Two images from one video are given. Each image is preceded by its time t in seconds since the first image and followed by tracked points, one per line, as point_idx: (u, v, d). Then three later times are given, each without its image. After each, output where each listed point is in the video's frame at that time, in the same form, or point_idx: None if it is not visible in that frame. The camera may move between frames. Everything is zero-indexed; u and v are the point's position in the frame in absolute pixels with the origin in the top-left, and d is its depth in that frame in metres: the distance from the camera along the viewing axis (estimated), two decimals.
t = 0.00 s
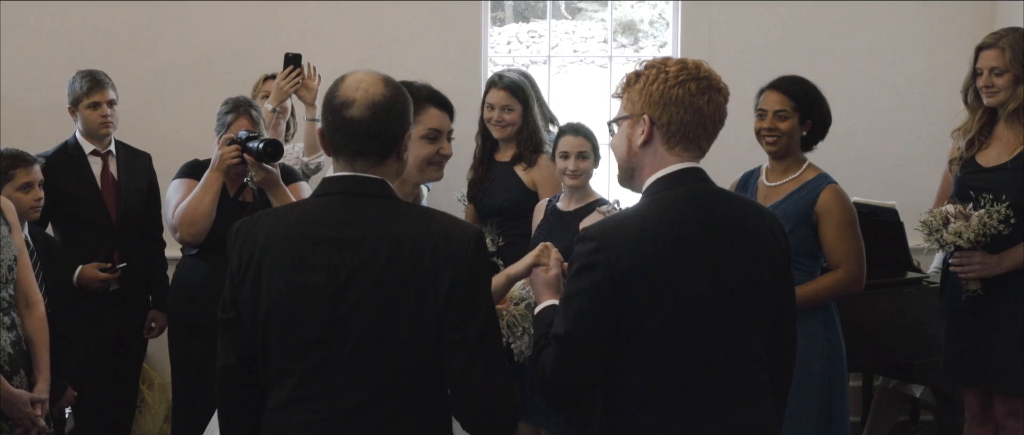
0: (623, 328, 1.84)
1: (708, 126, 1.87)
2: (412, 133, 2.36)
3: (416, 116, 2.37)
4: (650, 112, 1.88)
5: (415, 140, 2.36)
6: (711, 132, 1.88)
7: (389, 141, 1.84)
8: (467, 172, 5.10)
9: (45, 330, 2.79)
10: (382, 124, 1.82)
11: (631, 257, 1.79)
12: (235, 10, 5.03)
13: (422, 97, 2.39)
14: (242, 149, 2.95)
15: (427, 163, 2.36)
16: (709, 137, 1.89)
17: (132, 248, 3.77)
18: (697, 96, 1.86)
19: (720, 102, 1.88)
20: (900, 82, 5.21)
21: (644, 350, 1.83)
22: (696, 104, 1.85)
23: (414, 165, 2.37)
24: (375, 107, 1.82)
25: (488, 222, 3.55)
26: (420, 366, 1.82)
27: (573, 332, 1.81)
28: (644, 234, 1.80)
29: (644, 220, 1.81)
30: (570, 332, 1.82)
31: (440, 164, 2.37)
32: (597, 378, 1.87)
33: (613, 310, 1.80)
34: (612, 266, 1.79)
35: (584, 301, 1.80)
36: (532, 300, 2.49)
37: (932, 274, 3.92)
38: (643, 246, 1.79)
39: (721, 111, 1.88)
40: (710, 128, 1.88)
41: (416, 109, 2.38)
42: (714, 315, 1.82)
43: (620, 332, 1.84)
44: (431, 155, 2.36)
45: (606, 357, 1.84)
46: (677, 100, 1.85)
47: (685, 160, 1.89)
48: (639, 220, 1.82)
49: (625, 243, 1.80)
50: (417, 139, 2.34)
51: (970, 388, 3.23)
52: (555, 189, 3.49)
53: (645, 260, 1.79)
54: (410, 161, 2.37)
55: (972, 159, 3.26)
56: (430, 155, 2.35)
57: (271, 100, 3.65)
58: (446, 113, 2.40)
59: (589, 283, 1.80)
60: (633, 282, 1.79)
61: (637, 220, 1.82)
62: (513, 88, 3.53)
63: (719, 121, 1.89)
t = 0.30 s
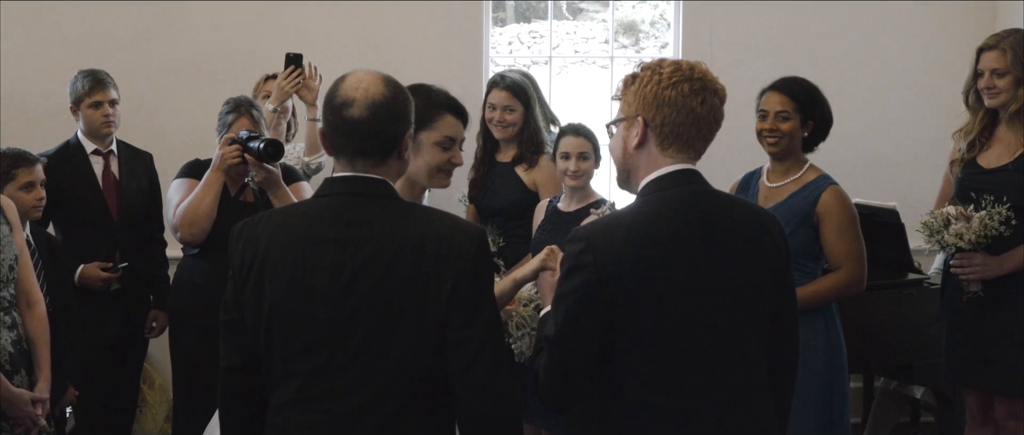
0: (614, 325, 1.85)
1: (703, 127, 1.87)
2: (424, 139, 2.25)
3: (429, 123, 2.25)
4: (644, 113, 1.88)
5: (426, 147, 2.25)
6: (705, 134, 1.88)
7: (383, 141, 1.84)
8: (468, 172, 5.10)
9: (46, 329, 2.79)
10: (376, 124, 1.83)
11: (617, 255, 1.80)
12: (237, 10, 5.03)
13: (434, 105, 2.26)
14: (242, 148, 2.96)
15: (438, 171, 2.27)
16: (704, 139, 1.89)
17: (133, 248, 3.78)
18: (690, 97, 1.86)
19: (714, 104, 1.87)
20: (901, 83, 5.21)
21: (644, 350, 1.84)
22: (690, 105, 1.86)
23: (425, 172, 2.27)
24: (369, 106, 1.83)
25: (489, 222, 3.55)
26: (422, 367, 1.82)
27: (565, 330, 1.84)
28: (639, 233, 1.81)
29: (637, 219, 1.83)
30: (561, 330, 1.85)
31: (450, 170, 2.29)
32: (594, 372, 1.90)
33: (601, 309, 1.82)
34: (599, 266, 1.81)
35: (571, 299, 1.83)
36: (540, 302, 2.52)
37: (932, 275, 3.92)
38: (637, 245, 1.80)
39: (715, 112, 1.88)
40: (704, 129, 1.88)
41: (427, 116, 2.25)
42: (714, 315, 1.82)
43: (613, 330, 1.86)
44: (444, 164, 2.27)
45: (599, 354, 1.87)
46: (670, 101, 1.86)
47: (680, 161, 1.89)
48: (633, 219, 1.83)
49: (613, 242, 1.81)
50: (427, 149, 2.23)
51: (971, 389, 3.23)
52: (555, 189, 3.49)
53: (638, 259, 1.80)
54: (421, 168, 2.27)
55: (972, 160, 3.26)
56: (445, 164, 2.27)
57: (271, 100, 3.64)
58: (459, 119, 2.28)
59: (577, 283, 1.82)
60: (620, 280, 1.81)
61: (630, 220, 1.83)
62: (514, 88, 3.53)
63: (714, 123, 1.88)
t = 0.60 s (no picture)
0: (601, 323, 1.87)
1: (696, 128, 1.87)
2: (440, 147, 2.18)
3: (448, 132, 2.17)
4: (638, 113, 1.89)
5: (441, 154, 2.19)
6: (699, 135, 1.88)
7: (378, 141, 1.84)
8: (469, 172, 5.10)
9: (46, 329, 2.79)
10: (370, 124, 1.82)
11: (608, 253, 1.82)
12: (238, 10, 5.03)
13: (455, 115, 2.17)
14: (243, 148, 2.96)
15: (450, 178, 2.22)
16: (699, 140, 1.89)
17: (134, 248, 3.78)
18: (683, 98, 1.86)
19: (708, 104, 1.87)
20: (902, 82, 5.21)
21: (643, 350, 1.84)
22: (683, 106, 1.85)
23: (438, 179, 2.22)
24: (363, 106, 1.83)
25: (489, 222, 3.56)
26: (424, 367, 1.82)
27: (558, 329, 1.86)
28: (636, 232, 1.82)
29: (633, 217, 1.84)
30: (552, 327, 1.87)
31: (459, 176, 2.24)
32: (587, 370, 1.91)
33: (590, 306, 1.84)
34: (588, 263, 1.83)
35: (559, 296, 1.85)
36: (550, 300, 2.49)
37: (933, 275, 3.91)
38: (635, 243, 1.81)
39: (709, 113, 1.88)
40: (698, 130, 1.87)
41: (445, 123, 2.17)
42: (715, 314, 1.83)
43: (602, 327, 1.87)
44: (458, 172, 2.21)
45: (591, 351, 1.88)
46: (664, 102, 1.86)
47: (674, 162, 1.89)
48: (630, 218, 1.84)
49: (605, 240, 1.83)
50: (442, 159, 2.18)
51: (972, 389, 3.23)
52: (556, 189, 3.49)
53: (635, 257, 1.81)
54: (435, 176, 2.21)
55: (973, 160, 3.26)
56: (458, 173, 2.21)
57: (272, 100, 3.64)
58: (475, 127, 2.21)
59: (567, 281, 1.84)
60: (607, 277, 1.82)
61: (626, 219, 1.84)
62: (515, 88, 3.54)
63: (708, 123, 1.88)
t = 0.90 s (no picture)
0: (590, 319, 1.87)
1: (691, 127, 1.87)
2: (458, 153, 2.08)
3: (468, 137, 2.07)
4: (632, 114, 1.89)
5: (456, 161, 2.08)
6: (694, 134, 1.88)
7: (374, 141, 1.84)
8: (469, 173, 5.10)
9: (46, 328, 2.80)
10: (365, 124, 1.83)
11: (606, 251, 1.83)
12: (238, 10, 5.03)
13: (474, 121, 2.07)
14: (243, 147, 2.96)
15: (462, 185, 2.12)
16: (695, 139, 1.89)
17: (133, 248, 3.78)
18: (676, 97, 1.86)
19: (702, 104, 1.86)
20: (902, 83, 5.21)
21: (642, 348, 1.85)
22: (675, 106, 1.85)
23: (451, 186, 2.11)
24: (357, 107, 1.83)
25: (489, 222, 3.55)
26: (425, 367, 1.82)
27: (550, 327, 1.86)
28: (637, 229, 1.83)
29: (632, 215, 1.85)
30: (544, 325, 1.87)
31: (470, 183, 2.13)
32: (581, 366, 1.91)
33: (580, 304, 1.86)
34: (575, 259, 1.85)
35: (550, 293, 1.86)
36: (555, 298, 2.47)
37: (934, 276, 3.91)
38: (635, 242, 1.82)
39: (705, 112, 1.87)
40: (692, 130, 1.87)
41: (465, 128, 2.07)
42: (716, 313, 1.83)
43: (594, 325, 1.88)
44: (471, 179, 2.11)
45: (584, 348, 1.89)
46: (657, 102, 1.86)
47: (669, 163, 1.89)
48: (630, 215, 1.85)
49: (603, 238, 1.84)
50: (455, 166, 2.08)
51: (971, 390, 3.23)
52: (556, 189, 3.49)
53: (637, 253, 1.82)
54: (449, 182, 2.10)
55: (973, 161, 3.26)
56: (472, 180, 2.11)
57: (272, 100, 3.64)
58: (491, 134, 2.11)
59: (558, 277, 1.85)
60: (599, 275, 1.84)
61: (627, 217, 1.85)
62: (514, 88, 3.56)
63: (703, 122, 1.88)
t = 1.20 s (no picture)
0: (587, 318, 1.88)
1: (685, 124, 1.86)
2: (475, 156, 2.06)
3: (485, 141, 2.05)
4: (628, 113, 1.90)
5: (473, 163, 2.07)
6: (690, 132, 1.87)
7: (369, 139, 1.84)
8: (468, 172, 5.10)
9: (46, 327, 2.80)
10: (358, 124, 1.83)
11: (606, 250, 1.83)
12: (237, 9, 5.03)
13: (490, 125, 2.06)
14: (243, 146, 2.96)
15: (477, 188, 2.11)
16: (693, 136, 1.87)
17: (134, 247, 3.78)
18: (668, 95, 1.85)
19: (696, 100, 1.85)
20: (902, 82, 5.21)
21: (642, 347, 1.85)
22: (668, 103, 1.85)
23: (467, 188, 2.10)
24: (349, 106, 1.84)
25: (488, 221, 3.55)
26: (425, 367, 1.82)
27: (545, 326, 1.86)
28: (638, 228, 1.83)
29: (633, 214, 1.85)
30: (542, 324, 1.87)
31: (484, 185, 2.12)
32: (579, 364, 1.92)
33: (575, 304, 1.87)
34: (568, 258, 1.85)
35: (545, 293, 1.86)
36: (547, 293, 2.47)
37: (933, 275, 3.90)
38: (635, 240, 1.83)
39: (700, 109, 1.86)
40: (687, 127, 1.86)
41: (481, 133, 2.05)
42: (715, 312, 1.84)
43: (594, 325, 1.88)
44: (487, 182, 2.10)
45: (582, 348, 1.90)
46: (649, 100, 1.86)
47: (665, 161, 1.89)
48: (630, 214, 1.85)
49: (602, 236, 1.84)
50: (473, 168, 2.07)
51: (971, 389, 3.23)
52: (556, 188, 3.49)
53: (637, 252, 1.82)
54: (464, 185, 2.09)
55: (973, 160, 3.26)
56: (487, 183, 2.10)
57: (272, 99, 3.64)
58: (508, 137, 2.09)
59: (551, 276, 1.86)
60: (600, 275, 1.84)
61: (626, 216, 1.85)
62: (513, 87, 3.54)
63: (699, 119, 1.86)
